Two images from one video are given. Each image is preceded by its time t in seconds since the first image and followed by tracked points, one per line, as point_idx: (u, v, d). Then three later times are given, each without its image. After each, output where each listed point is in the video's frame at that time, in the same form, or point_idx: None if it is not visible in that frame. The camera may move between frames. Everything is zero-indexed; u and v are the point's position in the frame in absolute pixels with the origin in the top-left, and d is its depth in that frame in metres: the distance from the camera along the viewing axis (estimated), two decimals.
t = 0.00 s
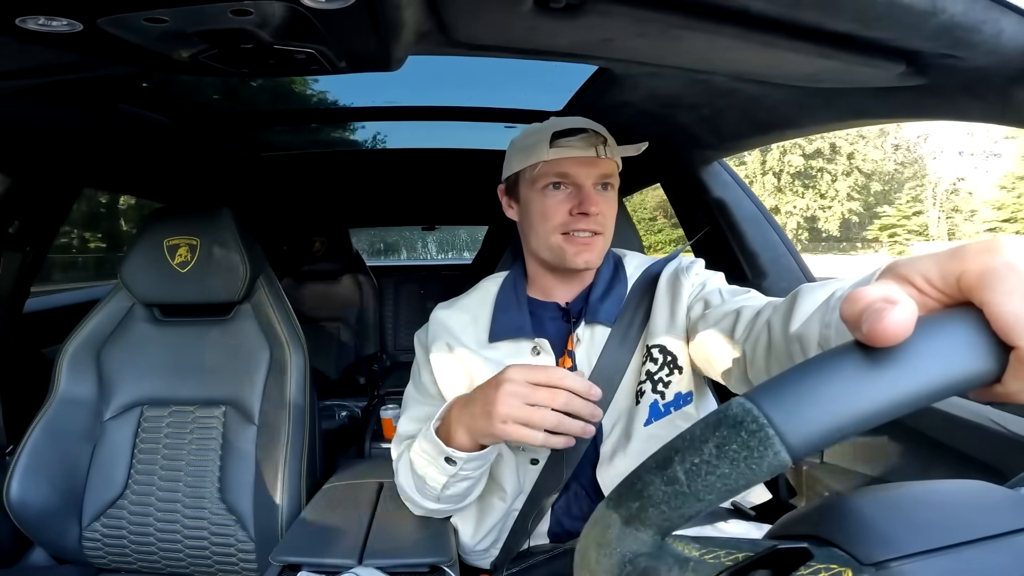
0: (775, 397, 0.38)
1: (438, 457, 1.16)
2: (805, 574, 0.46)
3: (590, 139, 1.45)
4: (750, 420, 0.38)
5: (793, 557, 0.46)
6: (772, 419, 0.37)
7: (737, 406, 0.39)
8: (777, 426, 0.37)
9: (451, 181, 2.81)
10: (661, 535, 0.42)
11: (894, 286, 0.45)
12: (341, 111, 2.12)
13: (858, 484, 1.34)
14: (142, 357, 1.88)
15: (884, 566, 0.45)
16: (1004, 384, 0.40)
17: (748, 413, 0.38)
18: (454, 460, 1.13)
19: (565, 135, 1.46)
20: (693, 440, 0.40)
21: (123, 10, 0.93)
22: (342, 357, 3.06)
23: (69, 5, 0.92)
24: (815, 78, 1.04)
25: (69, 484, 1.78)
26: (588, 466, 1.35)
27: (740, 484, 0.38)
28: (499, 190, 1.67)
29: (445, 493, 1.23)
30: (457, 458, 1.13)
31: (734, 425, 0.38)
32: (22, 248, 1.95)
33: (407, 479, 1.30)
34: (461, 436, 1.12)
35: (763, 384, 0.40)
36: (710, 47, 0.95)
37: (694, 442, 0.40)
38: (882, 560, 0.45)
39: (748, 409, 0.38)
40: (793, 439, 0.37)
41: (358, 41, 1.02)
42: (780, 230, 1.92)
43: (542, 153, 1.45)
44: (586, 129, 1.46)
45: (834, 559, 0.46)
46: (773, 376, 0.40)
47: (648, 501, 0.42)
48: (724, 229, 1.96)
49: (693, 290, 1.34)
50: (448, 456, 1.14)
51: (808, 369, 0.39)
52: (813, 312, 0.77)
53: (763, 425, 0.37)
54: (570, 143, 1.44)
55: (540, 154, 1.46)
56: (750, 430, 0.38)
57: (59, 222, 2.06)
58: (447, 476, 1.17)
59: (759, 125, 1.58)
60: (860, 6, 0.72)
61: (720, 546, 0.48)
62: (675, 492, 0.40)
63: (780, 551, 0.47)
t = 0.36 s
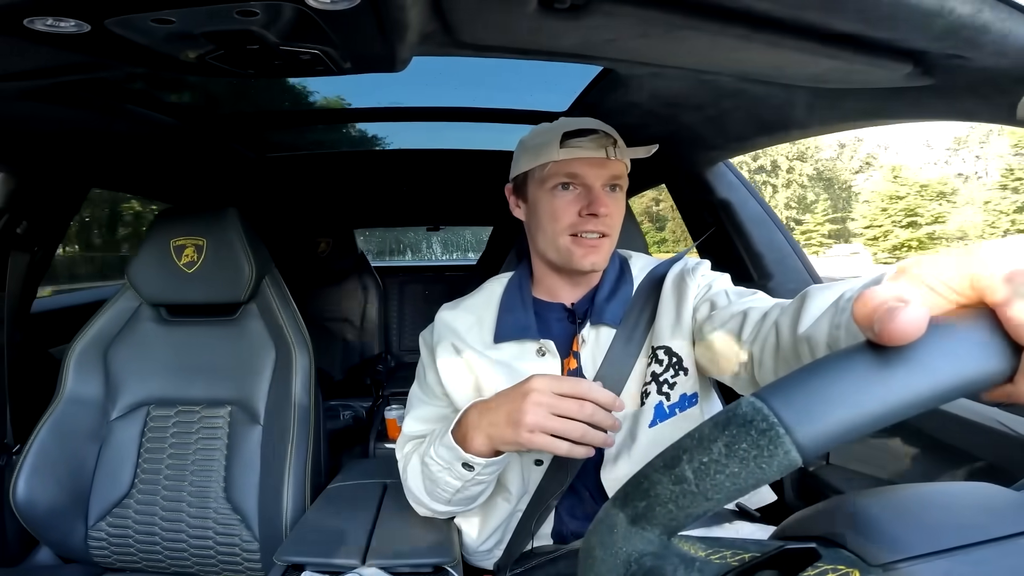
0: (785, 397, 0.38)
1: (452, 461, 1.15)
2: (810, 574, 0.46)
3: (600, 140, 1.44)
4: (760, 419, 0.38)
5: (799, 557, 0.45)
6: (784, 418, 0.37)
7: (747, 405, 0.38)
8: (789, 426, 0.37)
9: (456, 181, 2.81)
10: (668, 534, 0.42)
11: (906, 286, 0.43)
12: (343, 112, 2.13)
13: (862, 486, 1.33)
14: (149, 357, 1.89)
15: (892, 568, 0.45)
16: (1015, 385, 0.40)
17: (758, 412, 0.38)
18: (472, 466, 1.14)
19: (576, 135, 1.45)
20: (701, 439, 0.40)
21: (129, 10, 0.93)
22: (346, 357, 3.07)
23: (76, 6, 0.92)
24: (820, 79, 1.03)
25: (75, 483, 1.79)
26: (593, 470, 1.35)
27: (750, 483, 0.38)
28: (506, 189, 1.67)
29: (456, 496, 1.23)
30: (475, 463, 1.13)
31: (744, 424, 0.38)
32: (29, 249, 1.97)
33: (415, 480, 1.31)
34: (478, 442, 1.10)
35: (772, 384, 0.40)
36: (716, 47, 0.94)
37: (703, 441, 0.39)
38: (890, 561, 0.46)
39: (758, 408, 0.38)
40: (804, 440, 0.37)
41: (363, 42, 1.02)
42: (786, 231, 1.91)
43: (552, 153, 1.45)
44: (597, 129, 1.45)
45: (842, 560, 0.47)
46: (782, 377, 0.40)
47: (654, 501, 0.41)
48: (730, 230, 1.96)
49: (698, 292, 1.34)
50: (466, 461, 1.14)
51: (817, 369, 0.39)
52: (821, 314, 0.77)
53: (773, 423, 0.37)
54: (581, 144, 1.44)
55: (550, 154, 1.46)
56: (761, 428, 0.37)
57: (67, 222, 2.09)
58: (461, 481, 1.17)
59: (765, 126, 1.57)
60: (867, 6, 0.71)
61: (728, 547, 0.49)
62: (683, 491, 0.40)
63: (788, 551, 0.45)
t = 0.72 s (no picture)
0: (785, 401, 0.44)
1: (399, 455, 1.17)
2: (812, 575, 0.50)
3: (601, 141, 1.44)
4: (760, 421, 0.44)
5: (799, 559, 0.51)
6: (783, 419, 0.43)
7: (750, 408, 0.45)
8: (787, 426, 0.43)
9: (459, 181, 2.81)
10: (668, 536, 0.48)
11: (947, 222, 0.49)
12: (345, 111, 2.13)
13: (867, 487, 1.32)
14: (152, 356, 1.89)
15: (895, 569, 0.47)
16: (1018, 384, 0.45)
17: (759, 414, 0.44)
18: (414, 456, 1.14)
19: (576, 138, 1.44)
20: (702, 443, 0.47)
21: (134, 10, 0.94)
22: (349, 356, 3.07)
23: (80, 6, 0.92)
24: (825, 79, 1.03)
25: (79, 483, 1.80)
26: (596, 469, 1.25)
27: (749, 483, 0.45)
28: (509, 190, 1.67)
29: (426, 490, 1.26)
30: (417, 453, 1.13)
31: (744, 425, 0.45)
32: (34, 248, 2.01)
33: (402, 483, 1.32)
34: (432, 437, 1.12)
35: (776, 391, 0.46)
36: (720, 47, 0.94)
37: (704, 445, 0.46)
38: (893, 563, 0.47)
39: (757, 412, 0.45)
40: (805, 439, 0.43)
41: (367, 43, 1.02)
42: (790, 231, 1.88)
43: (553, 155, 1.46)
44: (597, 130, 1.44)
45: (842, 561, 0.50)
46: (778, 383, 0.47)
47: (654, 504, 0.48)
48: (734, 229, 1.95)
49: (705, 292, 1.36)
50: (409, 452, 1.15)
51: (805, 376, 0.46)
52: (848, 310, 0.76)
53: (773, 425, 0.44)
54: (581, 147, 1.43)
55: (552, 156, 1.46)
56: (761, 431, 0.44)
57: (71, 222, 2.10)
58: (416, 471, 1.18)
59: (768, 126, 1.57)
60: (871, 6, 0.71)
61: (729, 547, 0.55)
62: (682, 493, 0.47)
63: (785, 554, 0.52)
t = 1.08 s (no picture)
0: (764, 411, 0.40)
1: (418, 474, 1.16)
2: None
3: (615, 143, 1.43)
4: (738, 433, 0.40)
5: (789, 564, 0.49)
6: (761, 431, 0.39)
7: (726, 419, 0.41)
8: (764, 438, 0.39)
9: (463, 181, 2.81)
10: (659, 544, 0.43)
11: None
12: (348, 111, 2.13)
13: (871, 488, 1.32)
14: (157, 356, 1.90)
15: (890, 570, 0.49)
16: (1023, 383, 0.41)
17: (737, 426, 0.40)
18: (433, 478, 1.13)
19: (589, 138, 1.44)
20: (685, 452, 0.42)
21: (137, 10, 0.94)
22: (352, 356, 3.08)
23: (84, 7, 0.93)
24: (828, 77, 1.03)
25: (85, 482, 1.81)
26: (602, 469, 1.36)
27: (732, 496, 0.40)
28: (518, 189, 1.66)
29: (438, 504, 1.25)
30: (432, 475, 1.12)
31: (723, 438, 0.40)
32: (40, 248, 2.00)
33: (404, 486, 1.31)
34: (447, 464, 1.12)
35: (754, 400, 0.42)
36: (722, 46, 0.94)
37: (686, 455, 0.42)
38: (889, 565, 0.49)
39: (738, 423, 0.40)
40: (780, 452, 0.39)
41: (369, 43, 1.02)
42: (794, 229, 1.91)
43: (565, 156, 1.45)
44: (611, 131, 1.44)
45: (837, 565, 0.49)
46: (758, 392, 0.42)
47: (643, 513, 0.43)
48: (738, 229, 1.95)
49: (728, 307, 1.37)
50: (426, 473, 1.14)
51: (788, 383, 0.42)
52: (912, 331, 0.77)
53: (751, 438, 0.40)
54: (595, 148, 1.43)
55: (563, 156, 1.45)
56: (740, 444, 0.40)
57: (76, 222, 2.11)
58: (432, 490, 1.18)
59: (772, 125, 1.57)
60: (874, 5, 0.71)
61: (723, 552, 0.51)
62: (668, 504, 0.42)
63: (777, 558, 0.49)
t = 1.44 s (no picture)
0: (758, 419, 0.40)
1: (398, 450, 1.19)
2: None
3: (605, 140, 1.43)
4: (731, 441, 0.40)
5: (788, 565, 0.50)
6: (754, 439, 0.39)
7: (719, 426, 0.41)
8: (757, 447, 0.39)
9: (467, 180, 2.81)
10: (657, 549, 0.43)
11: None
12: (352, 113, 2.13)
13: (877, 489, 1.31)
14: (164, 356, 1.91)
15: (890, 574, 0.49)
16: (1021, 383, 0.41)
17: (730, 434, 0.40)
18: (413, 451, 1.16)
19: (581, 136, 1.44)
20: (679, 459, 0.42)
21: (142, 13, 0.94)
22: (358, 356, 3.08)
23: (88, 9, 0.93)
24: (832, 76, 1.02)
25: (93, 482, 1.82)
26: (607, 469, 1.36)
27: (725, 503, 0.40)
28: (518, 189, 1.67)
29: (427, 487, 1.25)
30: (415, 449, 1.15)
31: (716, 445, 0.40)
32: (47, 250, 2.02)
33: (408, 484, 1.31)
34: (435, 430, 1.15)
35: (745, 408, 0.42)
36: (725, 45, 0.93)
37: (680, 462, 0.41)
38: (889, 568, 0.49)
39: (730, 430, 0.40)
40: (774, 460, 0.39)
41: (372, 43, 1.02)
42: (800, 228, 1.91)
43: (557, 155, 1.44)
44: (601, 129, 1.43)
45: (836, 566, 0.50)
46: (751, 399, 0.42)
47: (640, 518, 0.43)
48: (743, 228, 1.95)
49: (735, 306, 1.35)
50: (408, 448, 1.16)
51: (781, 391, 0.41)
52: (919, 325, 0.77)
53: (742, 446, 0.39)
54: (584, 146, 1.43)
55: (555, 156, 1.45)
56: (732, 451, 0.40)
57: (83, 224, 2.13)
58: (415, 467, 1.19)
59: (776, 123, 1.56)
60: (877, 4, 0.70)
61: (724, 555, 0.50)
62: (663, 510, 0.42)
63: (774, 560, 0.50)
